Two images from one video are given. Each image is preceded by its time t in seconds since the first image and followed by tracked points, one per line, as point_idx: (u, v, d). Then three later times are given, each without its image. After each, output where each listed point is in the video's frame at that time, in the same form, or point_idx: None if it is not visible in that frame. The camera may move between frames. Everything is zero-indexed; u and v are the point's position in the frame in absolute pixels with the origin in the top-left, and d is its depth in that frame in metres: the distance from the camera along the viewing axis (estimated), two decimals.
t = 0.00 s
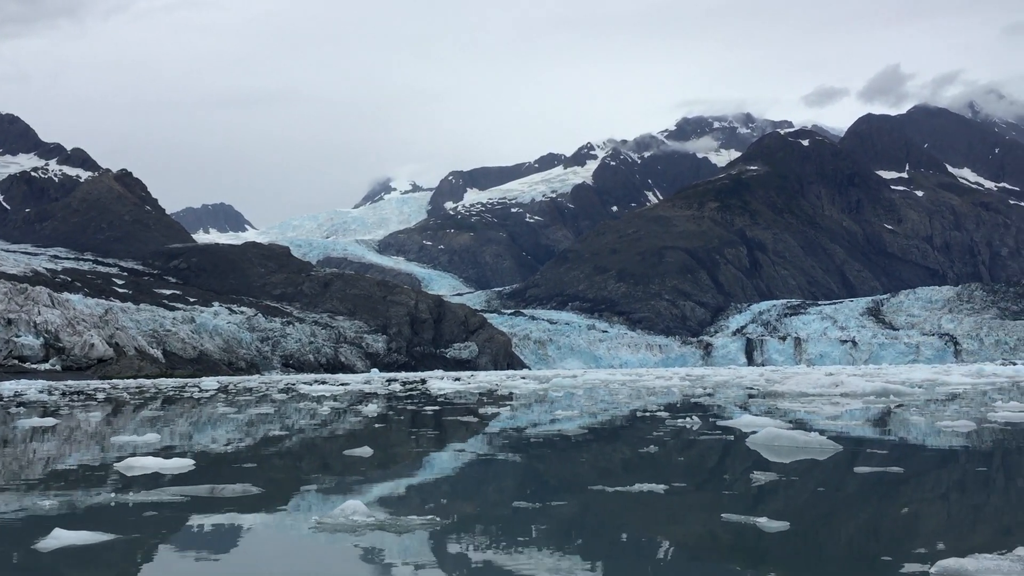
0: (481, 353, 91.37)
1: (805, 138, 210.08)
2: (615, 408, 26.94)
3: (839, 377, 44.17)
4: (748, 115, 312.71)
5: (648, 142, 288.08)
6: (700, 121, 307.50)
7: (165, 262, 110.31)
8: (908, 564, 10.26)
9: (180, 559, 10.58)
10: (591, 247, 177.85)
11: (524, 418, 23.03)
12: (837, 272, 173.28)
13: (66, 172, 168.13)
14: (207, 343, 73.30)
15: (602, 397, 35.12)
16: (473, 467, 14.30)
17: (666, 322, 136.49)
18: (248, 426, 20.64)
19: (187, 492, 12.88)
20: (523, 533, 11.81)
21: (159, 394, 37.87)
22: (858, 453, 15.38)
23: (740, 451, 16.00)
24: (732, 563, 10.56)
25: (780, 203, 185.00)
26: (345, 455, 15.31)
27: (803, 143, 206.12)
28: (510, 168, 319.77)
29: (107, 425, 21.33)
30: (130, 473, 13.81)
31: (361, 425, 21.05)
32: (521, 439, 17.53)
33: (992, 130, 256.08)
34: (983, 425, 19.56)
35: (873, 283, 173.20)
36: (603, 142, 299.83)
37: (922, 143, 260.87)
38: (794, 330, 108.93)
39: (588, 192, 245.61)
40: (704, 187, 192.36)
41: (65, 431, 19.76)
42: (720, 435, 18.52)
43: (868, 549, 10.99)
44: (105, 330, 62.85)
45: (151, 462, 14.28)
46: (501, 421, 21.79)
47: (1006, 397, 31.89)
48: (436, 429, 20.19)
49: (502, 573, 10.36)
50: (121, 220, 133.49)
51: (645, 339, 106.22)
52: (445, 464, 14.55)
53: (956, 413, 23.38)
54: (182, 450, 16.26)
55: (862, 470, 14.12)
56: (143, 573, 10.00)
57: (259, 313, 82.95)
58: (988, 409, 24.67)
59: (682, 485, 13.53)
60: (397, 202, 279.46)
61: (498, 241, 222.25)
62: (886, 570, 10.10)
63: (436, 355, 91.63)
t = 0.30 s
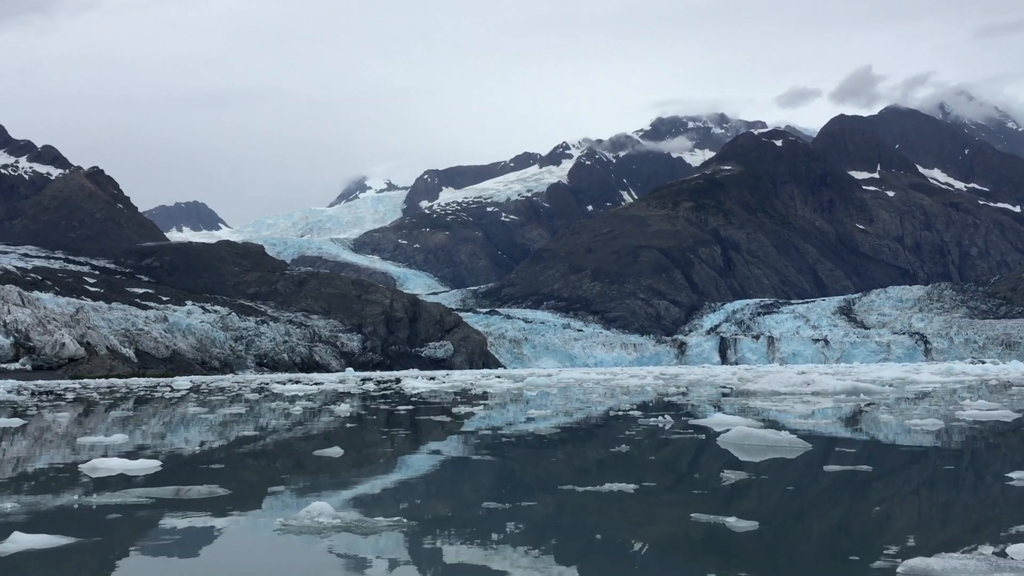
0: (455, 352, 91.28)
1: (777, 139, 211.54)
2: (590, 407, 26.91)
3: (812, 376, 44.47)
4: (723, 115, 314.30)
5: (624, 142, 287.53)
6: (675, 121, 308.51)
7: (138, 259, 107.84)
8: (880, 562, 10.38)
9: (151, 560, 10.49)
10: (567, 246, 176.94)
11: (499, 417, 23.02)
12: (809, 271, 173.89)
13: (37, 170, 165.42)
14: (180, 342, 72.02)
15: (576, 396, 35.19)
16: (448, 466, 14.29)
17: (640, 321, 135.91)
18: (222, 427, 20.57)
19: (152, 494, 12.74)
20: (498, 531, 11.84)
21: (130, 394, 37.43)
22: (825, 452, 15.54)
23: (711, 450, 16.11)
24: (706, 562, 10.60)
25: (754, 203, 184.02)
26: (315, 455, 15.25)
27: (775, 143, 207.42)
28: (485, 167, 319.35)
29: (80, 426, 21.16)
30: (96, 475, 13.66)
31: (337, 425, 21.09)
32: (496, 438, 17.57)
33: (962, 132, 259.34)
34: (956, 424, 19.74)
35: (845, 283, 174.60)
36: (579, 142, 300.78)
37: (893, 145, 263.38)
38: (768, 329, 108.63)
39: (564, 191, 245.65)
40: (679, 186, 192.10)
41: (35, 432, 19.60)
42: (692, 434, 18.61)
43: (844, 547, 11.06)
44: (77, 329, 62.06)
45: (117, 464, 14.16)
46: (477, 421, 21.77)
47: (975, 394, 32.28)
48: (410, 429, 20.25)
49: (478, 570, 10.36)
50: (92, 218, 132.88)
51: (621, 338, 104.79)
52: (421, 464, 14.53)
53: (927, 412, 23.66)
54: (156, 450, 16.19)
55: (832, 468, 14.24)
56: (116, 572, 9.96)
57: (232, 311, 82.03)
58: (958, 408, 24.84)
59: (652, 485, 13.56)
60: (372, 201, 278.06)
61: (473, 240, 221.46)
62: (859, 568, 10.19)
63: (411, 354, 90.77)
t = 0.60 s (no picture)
0: (430, 350, 91.19)
1: (750, 138, 211.78)
2: (563, 406, 26.89)
3: (784, 374, 44.91)
4: (697, 115, 316.36)
5: (599, 141, 289.95)
6: (649, 121, 309.62)
7: (108, 257, 105.64)
8: (850, 559, 10.47)
9: (120, 558, 10.43)
10: (541, 245, 174.93)
11: (474, 415, 22.96)
12: (781, 270, 174.60)
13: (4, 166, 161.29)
14: (151, 339, 70.74)
15: (550, 394, 35.15)
16: (421, 465, 14.26)
17: (614, 320, 134.65)
18: (194, 425, 20.37)
19: (114, 495, 12.55)
20: (472, 530, 11.84)
21: (98, 393, 36.79)
22: (793, 449, 15.75)
23: (681, 448, 16.22)
24: (680, 560, 10.64)
25: (728, 203, 183.98)
26: (283, 454, 15.12)
27: (748, 143, 207.66)
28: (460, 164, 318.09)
29: (46, 425, 20.78)
30: (60, 475, 13.48)
31: (310, 423, 20.93)
32: (473, 436, 17.60)
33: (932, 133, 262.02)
34: (922, 422, 19.95)
35: (816, 282, 175.97)
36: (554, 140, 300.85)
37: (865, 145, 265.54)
38: (740, 328, 108.18)
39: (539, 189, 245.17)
40: (653, 186, 191.27)
41: None
42: (662, 432, 18.77)
43: (814, 545, 11.14)
44: (45, 327, 60.83)
45: (79, 464, 13.99)
46: (452, 420, 21.63)
47: (942, 392, 32.77)
48: (384, 427, 20.13)
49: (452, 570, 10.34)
50: (62, 215, 130.49)
51: (595, 337, 102.98)
52: (394, 462, 14.50)
53: (895, 410, 23.92)
54: (126, 449, 16.01)
55: (802, 467, 14.32)
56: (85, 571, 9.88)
57: (204, 309, 80.89)
58: (927, 405, 25.34)
59: (622, 484, 13.58)
60: (346, 199, 275.40)
61: (448, 238, 221.11)
62: (829, 566, 10.25)
63: (386, 352, 90.18)
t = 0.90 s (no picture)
0: (405, 348, 90.68)
1: (726, 139, 211.99)
2: (536, 404, 26.85)
3: (757, 373, 45.21)
4: (672, 115, 318.18)
5: (574, 140, 291.10)
6: (625, 120, 310.51)
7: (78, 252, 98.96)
8: (822, 558, 10.54)
9: (91, 559, 10.35)
10: (517, 243, 173.07)
11: (448, 414, 22.96)
12: (755, 270, 175.10)
13: None
14: (123, 336, 69.66)
15: (525, 393, 35.04)
16: (394, 464, 14.27)
17: (589, 319, 133.51)
18: (164, 424, 20.20)
19: (77, 495, 12.41)
20: (447, 529, 11.83)
21: (66, 390, 36.24)
22: (762, 448, 15.89)
23: (651, 447, 16.33)
24: (653, 559, 10.71)
25: (703, 202, 184.44)
26: (252, 453, 15.00)
27: (723, 143, 207.78)
28: (436, 162, 316.91)
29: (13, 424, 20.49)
30: (24, 475, 13.32)
31: (284, 422, 20.84)
32: (446, 435, 17.59)
33: (905, 135, 264.17)
34: (888, 421, 20.19)
35: (789, 281, 177.06)
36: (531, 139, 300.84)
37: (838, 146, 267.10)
38: (714, 327, 107.77)
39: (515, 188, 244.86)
40: (629, 185, 190.77)
41: None
42: (633, 431, 18.84)
43: (787, 545, 11.19)
44: (16, 323, 58.97)
45: (42, 463, 13.79)
46: (426, 418, 21.60)
47: (912, 392, 33.20)
48: (358, 426, 20.07)
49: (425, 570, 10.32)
50: (31, 211, 127.79)
51: (570, 335, 103.39)
52: (367, 462, 14.48)
53: (863, 409, 24.15)
54: (95, 448, 15.79)
55: (771, 466, 14.44)
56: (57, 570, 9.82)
57: (177, 306, 79.71)
58: (894, 404, 25.70)
59: (592, 483, 13.60)
60: (321, 196, 273.18)
61: (424, 236, 220.01)
62: (798, 565, 10.33)
63: (361, 350, 89.44)
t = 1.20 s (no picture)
0: (383, 346, 89.35)
1: (705, 139, 212.50)
2: (514, 404, 26.75)
3: (734, 372, 45.20)
4: (652, 115, 319.42)
5: (554, 139, 291.17)
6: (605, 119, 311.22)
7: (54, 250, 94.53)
8: (796, 555, 10.67)
9: (65, 557, 10.27)
10: (496, 241, 171.85)
11: (427, 413, 22.88)
12: (732, 270, 175.15)
13: None
14: (99, 334, 68.49)
15: (504, 392, 34.86)
16: (373, 461, 14.31)
17: (568, 317, 134.38)
18: (140, 422, 20.00)
19: (44, 494, 12.28)
20: (424, 528, 11.82)
21: (40, 388, 35.80)
22: (736, 448, 15.97)
23: (627, 447, 16.39)
24: (630, 559, 10.71)
25: (681, 202, 184.98)
26: (224, 452, 14.91)
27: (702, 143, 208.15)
28: (417, 160, 315.87)
29: None
30: None
31: (261, 421, 20.69)
32: (425, 434, 17.54)
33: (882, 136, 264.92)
34: (863, 421, 20.38)
35: (766, 282, 177.64)
36: (511, 138, 300.53)
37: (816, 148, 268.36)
38: (692, 326, 107.39)
39: (495, 187, 244.41)
40: (608, 184, 190.76)
41: None
42: (607, 431, 18.82)
43: (762, 543, 11.25)
44: None
45: (10, 462, 13.67)
46: (404, 418, 21.48)
47: (888, 392, 33.44)
48: (336, 425, 19.94)
49: (404, 567, 10.27)
50: (7, 206, 126.04)
51: (549, 334, 102.25)
52: (345, 461, 14.42)
53: (838, 409, 24.21)
54: (68, 447, 15.65)
55: (747, 466, 14.51)
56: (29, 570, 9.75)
57: (153, 302, 77.40)
58: (869, 404, 25.83)
59: (567, 483, 13.65)
60: (300, 194, 271.36)
61: (403, 234, 218.65)
62: (775, 564, 10.38)
63: (339, 348, 87.85)
